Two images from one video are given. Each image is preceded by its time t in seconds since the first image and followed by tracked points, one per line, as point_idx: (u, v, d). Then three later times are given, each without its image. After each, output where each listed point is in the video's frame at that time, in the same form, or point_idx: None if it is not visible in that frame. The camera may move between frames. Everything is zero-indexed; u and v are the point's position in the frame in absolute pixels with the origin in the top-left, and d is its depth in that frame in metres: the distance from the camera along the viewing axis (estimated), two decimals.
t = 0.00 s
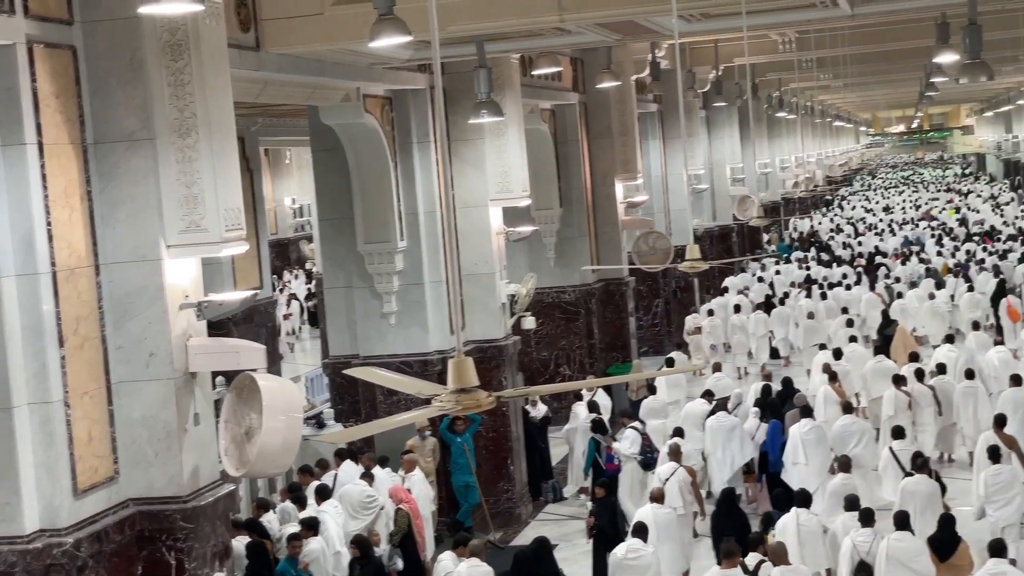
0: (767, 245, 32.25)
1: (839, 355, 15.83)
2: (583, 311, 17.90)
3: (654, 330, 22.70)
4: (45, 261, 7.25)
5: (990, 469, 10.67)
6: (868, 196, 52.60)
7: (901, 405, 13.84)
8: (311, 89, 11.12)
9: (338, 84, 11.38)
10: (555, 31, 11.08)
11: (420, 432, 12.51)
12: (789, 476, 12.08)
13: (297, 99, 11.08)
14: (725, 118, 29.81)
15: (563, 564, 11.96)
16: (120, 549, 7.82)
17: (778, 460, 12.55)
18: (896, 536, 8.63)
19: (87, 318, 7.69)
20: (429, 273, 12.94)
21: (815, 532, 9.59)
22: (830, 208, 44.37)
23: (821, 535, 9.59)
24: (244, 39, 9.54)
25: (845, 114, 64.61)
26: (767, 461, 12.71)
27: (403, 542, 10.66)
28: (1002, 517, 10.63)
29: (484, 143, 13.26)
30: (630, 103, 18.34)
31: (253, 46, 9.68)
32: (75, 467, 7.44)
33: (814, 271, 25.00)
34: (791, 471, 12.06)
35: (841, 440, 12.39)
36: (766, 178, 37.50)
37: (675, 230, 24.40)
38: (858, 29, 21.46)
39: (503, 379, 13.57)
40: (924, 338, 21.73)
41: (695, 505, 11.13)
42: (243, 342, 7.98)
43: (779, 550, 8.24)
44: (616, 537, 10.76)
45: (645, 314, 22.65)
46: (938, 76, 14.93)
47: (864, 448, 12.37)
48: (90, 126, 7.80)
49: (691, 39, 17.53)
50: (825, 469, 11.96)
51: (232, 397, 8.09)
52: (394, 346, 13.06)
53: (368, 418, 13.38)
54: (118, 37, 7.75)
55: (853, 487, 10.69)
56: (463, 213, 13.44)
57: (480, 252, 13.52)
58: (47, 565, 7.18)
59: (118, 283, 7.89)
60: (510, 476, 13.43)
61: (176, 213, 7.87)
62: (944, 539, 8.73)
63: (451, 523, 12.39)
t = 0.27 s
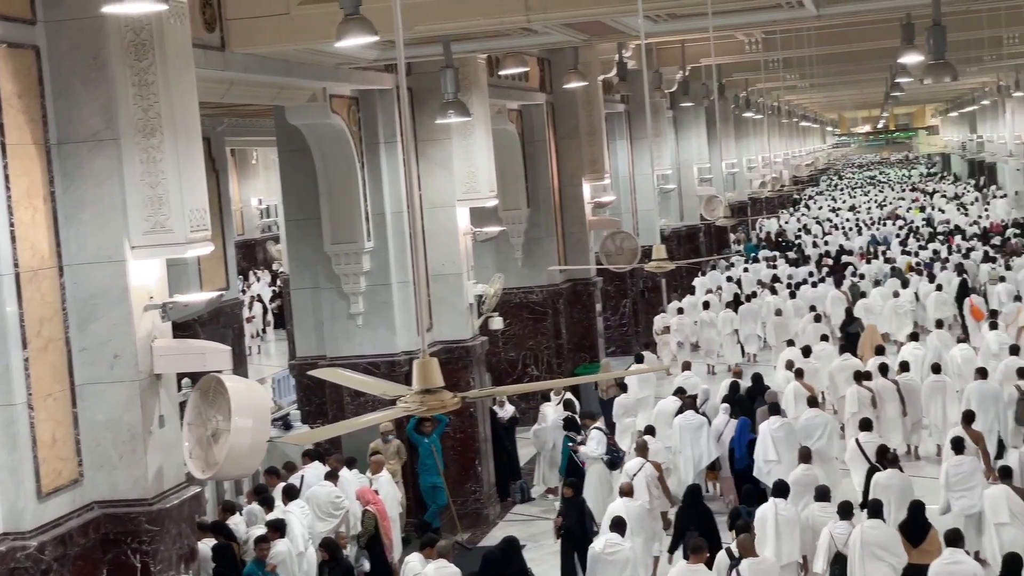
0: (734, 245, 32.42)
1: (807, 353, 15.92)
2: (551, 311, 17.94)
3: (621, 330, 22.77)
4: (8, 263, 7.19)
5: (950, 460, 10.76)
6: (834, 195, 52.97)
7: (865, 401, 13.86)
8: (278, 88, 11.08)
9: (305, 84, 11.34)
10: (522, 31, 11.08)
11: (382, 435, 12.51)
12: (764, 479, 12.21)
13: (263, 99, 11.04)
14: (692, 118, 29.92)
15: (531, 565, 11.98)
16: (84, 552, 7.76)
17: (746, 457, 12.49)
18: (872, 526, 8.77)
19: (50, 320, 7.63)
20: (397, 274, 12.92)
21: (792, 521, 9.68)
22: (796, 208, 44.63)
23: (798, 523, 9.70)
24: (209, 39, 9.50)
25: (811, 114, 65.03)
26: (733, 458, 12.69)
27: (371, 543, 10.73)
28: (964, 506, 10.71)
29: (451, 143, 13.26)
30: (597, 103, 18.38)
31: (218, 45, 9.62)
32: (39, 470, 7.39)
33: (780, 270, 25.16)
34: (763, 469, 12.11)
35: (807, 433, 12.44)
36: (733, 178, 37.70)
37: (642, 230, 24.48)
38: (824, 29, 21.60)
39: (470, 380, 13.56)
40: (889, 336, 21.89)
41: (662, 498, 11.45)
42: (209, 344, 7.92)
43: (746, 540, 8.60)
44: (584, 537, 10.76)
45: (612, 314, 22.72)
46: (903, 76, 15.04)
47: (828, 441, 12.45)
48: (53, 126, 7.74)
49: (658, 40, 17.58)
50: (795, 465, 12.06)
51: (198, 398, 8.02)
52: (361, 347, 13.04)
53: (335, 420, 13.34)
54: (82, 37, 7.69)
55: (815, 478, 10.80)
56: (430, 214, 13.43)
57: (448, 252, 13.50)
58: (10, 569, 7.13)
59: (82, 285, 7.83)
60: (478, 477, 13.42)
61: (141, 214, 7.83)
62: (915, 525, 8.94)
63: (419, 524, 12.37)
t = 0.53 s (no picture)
0: (701, 244, 32.58)
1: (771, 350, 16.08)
2: (518, 312, 17.98)
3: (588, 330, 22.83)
4: None
5: (921, 453, 10.94)
6: (800, 195, 53.29)
7: (827, 396, 14.11)
8: (241, 89, 11.03)
9: (269, 84, 11.30)
10: (487, 31, 11.08)
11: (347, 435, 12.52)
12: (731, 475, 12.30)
13: (227, 100, 10.99)
14: (658, 118, 30.03)
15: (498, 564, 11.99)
16: (48, 555, 7.69)
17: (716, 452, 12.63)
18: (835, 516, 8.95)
19: (12, 322, 7.58)
20: (362, 275, 12.91)
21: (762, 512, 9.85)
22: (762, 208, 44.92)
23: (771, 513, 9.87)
24: (172, 39, 9.45)
25: (777, 115, 65.42)
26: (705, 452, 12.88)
27: (337, 544, 10.75)
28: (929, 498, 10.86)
29: (417, 143, 13.25)
30: (563, 103, 18.42)
31: (181, 46, 9.58)
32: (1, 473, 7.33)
33: (746, 269, 25.29)
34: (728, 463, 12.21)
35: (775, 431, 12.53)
36: (700, 178, 37.87)
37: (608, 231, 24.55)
38: (788, 30, 21.73)
39: (437, 381, 13.57)
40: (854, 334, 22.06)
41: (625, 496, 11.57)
42: (173, 347, 7.86)
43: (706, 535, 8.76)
44: (551, 537, 10.77)
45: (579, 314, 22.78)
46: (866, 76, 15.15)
47: (794, 438, 12.60)
48: (14, 127, 7.69)
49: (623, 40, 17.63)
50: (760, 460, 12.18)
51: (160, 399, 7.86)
52: (328, 348, 13.01)
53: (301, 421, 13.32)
54: (44, 38, 7.65)
55: (775, 471, 10.92)
56: (395, 214, 13.41)
57: (414, 253, 13.50)
58: None
59: (44, 287, 7.78)
60: (445, 477, 13.43)
61: (103, 215, 7.77)
62: (880, 518, 8.91)
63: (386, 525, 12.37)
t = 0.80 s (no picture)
0: (671, 244, 32.69)
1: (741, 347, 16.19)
2: (488, 311, 17.99)
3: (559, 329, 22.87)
4: None
5: (891, 444, 11.05)
6: (770, 194, 53.55)
7: (797, 390, 14.22)
8: (210, 89, 10.98)
9: (237, 84, 11.25)
10: (456, 31, 11.08)
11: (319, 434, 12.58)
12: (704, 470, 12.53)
13: (195, 100, 10.94)
14: (628, 118, 30.10)
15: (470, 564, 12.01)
16: (15, 559, 7.64)
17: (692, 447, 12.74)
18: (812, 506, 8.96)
19: None
20: (332, 275, 12.88)
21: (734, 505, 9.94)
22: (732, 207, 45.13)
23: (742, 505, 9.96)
24: (139, 39, 9.39)
25: (746, 114, 65.74)
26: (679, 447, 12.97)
27: (309, 547, 10.57)
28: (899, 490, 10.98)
29: (386, 144, 13.23)
30: (532, 103, 18.43)
31: (148, 46, 9.51)
32: None
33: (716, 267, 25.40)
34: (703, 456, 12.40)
35: (749, 425, 12.71)
36: (670, 177, 38.00)
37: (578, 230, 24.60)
38: (757, 29, 21.84)
39: (407, 380, 13.55)
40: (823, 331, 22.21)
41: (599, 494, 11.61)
42: (141, 348, 7.80)
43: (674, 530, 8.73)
44: (523, 536, 10.77)
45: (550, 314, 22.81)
46: (834, 75, 15.25)
47: (769, 433, 12.79)
48: None
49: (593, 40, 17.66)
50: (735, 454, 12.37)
51: (126, 401, 7.42)
52: (297, 349, 12.97)
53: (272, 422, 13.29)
54: (9, 37, 7.58)
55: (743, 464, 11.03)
56: (365, 214, 13.38)
57: (384, 253, 13.47)
58: None
59: (11, 289, 7.73)
60: (416, 478, 13.41)
61: (69, 216, 7.70)
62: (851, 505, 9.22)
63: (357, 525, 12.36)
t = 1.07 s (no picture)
0: (644, 244, 32.79)
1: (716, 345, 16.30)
2: (462, 312, 18.00)
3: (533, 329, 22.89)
4: None
5: (859, 440, 11.12)
6: (743, 194, 53.80)
7: (768, 386, 14.32)
8: (180, 89, 10.94)
9: (209, 85, 11.22)
10: (428, 31, 11.08)
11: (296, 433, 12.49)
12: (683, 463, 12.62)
13: (166, 101, 10.90)
14: (601, 118, 30.17)
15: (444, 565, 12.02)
16: None
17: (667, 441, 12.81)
18: (807, 501, 9.03)
19: None
20: (305, 276, 12.86)
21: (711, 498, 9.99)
22: (706, 207, 45.32)
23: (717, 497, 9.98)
24: (110, 40, 9.36)
25: (719, 115, 66.01)
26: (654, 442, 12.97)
27: (282, 547, 10.59)
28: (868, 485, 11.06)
29: (359, 144, 13.23)
30: (506, 103, 18.42)
31: (118, 47, 9.47)
32: None
33: (689, 266, 25.50)
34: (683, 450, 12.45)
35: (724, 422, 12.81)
36: (643, 178, 38.13)
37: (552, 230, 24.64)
38: (728, 29, 21.94)
39: (381, 381, 13.55)
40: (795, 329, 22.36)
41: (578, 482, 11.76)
42: (113, 351, 7.76)
43: (647, 524, 8.82)
44: (497, 536, 10.79)
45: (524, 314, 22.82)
46: (805, 75, 15.34)
47: (743, 428, 12.89)
48: None
49: (565, 40, 17.70)
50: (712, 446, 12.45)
51: (95, 400, 6.78)
52: (270, 351, 12.94)
53: (245, 424, 13.26)
54: None
55: (717, 457, 11.18)
56: (338, 215, 13.38)
57: (357, 254, 13.46)
58: None
59: None
60: (390, 479, 13.42)
61: (39, 217, 7.66)
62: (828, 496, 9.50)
63: (332, 527, 12.36)
